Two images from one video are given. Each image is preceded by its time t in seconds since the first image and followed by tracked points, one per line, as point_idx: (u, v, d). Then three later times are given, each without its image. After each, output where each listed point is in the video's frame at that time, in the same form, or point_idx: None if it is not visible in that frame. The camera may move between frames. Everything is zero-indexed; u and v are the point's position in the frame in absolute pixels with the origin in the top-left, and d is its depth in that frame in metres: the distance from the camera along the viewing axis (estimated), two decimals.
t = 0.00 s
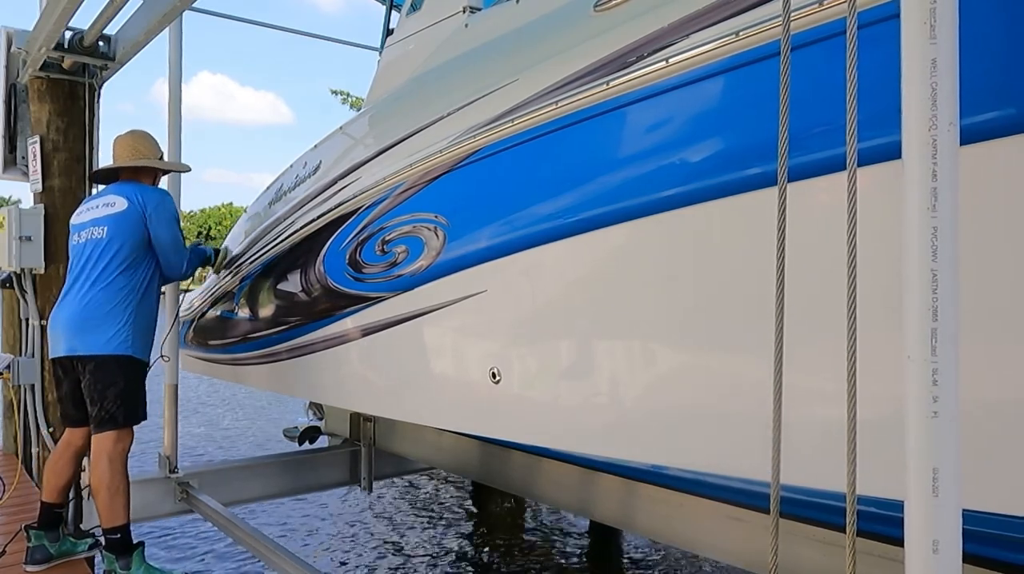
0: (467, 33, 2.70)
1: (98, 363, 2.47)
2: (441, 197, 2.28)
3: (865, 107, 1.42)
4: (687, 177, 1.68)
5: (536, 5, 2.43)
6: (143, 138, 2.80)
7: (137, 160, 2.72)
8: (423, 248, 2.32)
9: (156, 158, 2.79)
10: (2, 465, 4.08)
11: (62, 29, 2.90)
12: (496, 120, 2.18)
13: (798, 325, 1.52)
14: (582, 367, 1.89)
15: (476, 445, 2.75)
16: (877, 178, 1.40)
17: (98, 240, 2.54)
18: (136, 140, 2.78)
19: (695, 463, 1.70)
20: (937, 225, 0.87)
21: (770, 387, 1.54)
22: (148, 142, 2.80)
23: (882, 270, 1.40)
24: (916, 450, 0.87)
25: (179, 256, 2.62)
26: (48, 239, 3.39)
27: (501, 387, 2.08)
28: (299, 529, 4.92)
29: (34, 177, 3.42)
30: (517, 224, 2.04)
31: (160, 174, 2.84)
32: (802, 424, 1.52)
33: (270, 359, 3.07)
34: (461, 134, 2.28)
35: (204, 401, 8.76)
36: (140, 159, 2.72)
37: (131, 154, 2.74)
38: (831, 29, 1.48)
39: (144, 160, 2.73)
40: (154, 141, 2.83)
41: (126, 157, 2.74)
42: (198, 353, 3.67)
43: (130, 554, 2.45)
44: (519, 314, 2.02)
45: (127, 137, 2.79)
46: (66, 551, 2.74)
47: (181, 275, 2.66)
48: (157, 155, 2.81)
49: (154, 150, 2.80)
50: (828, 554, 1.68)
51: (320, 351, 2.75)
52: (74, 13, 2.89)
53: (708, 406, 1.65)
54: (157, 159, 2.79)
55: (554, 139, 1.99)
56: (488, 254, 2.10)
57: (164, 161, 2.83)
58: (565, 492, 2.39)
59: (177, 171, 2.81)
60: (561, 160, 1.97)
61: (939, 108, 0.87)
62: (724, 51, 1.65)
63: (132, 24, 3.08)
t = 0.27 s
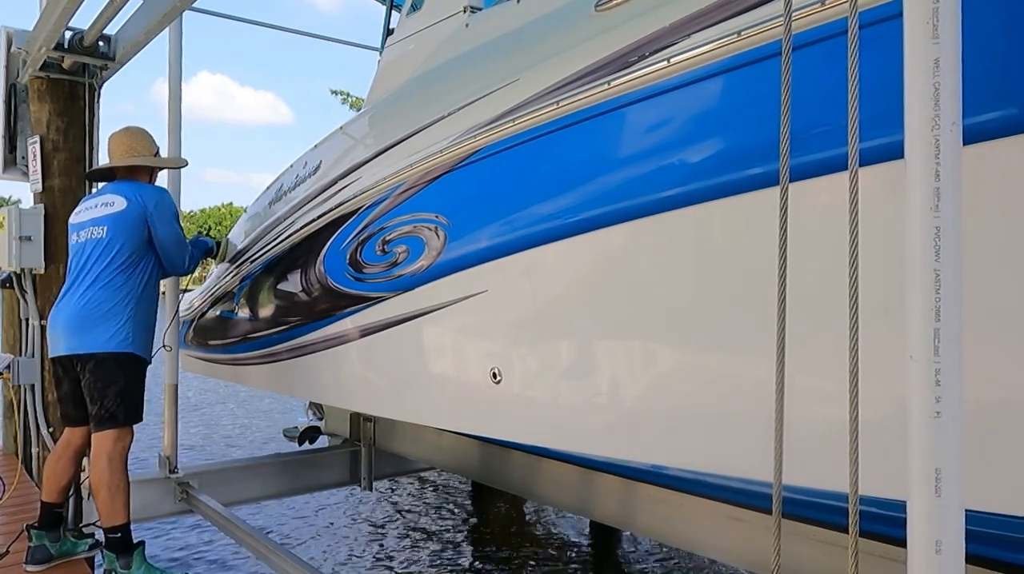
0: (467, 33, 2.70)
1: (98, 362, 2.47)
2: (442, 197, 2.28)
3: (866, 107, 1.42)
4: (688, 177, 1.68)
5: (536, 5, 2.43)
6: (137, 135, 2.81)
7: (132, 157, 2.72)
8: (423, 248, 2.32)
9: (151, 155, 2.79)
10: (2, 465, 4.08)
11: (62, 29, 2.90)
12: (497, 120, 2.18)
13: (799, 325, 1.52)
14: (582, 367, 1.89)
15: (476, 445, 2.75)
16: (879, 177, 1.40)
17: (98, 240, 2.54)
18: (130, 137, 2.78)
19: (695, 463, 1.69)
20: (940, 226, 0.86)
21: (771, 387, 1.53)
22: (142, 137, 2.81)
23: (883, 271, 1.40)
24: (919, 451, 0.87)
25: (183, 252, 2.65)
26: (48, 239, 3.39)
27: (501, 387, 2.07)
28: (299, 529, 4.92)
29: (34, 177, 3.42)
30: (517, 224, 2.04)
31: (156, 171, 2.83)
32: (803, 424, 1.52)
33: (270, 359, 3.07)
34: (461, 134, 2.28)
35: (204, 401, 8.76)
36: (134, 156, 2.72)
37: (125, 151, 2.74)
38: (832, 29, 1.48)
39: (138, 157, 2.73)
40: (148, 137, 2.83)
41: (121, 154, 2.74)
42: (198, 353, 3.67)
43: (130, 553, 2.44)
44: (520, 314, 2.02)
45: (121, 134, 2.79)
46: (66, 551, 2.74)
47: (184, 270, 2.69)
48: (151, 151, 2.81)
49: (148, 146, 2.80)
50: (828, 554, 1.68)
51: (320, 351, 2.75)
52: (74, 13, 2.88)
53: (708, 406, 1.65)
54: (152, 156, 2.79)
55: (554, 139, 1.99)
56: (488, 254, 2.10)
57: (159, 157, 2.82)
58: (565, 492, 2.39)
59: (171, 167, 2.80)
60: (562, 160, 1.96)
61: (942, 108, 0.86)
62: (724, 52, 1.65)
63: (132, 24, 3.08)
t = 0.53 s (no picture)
0: (467, 33, 2.70)
1: (99, 363, 2.47)
2: (442, 197, 2.28)
3: (868, 107, 1.42)
4: (688, 177, 1.68)
5: (537, 5, 2.43)
6: (138, 133, 2.80)
7: (133, 156, 2.72)
8: (424, 248, 2.31)
9: (152, 154, 2.79)
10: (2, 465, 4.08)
11: (62, 29, 2.90)
12: (497, 120, 2.18)
13: (800, 325, 1.52)
14: (582, 367, 1.89)
15: (476, 445, 2.75)
16: (881, 177, 1.40)
17: (96, 241, 2.54)
18: (131, 136, 2.78)
19: (695, 463, 1.69)
20: (942, 225, 0.86)
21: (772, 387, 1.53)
22: (143, 136, 2.80)
23: (884, 271, 1.40)
24: (921, 451, 0.87)
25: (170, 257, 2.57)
26: (48, 239, 3.39)
27: (502, 387, 2.07)
28: (299, 529, 4.92)
29: (34, 177, 3.42)
30: (517, 224, 2.04)
31: (158, 170, 2.83)
32: (804, 424, 1.52)
33: (270, 359, 3.06)
34: (461, 134, 2.28)
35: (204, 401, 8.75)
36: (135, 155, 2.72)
37: (127, 150, 2.74)
38: (833, 29, 1.48)
39: (139, 156, 2.73)
40: (149, 136, 2.83)
41: (123, 154, 2.75)
42: (198, 353, 3.67)
43: (131, 553, 2.44)
44: (520, 314, 2.02)
45: (122, 133, 2.79)
46: (66, 551, 2.74)
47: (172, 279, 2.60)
48: (153, 150, 2.80)
49: (149, 145, 2.80)
50: (829, 554, 1.68)
51: (320, 351, 2.74)
52: (74, 13, 2.88)
53: (708, 407, 1.65)
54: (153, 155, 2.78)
55: (554, 139, 1.99)
56: (488, 254, 2.10)
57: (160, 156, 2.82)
58: (565, 492, 2.39)
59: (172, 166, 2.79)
60: (562, 160, 1.96)
61: (944, 108, 0.86)
62: (725, 52, 1.65)
63: (132, 24, 3.08)
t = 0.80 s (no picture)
0: (467, 33, 2.70)
1: (99, 363, 2.47)
2: (442, 197, 2.28)
3: (869, 107, 1.42)
4: (688, 177, 1.68)
5: (537, 5, 2.43)
6: (139, 134, 2.80)
7: (134, 156, 2.72)
8: (424, 248, 2.31)
9: (153, 154, 2.78)
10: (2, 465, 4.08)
11: (62, 29, 2.90)
12: (497, 120, 2.18)
13: (800, 325, 1.52)
14: (582, 367, 1.89)
15: (476, 445, 2.75)
16: (882, 177, 1.40)
17: (95, 242, 2.54)
18: (133, 136, 2.78)
19: (695, 463, 1.69)
20: (943, 225, 0.86)
21: (772, 387, 1.53)
22: (144, 137, 2.80)
23: (884, 271, 1.40)
24: (922, 451, 0.87)
25: (157, 260, 2.53)
26: (48, 239, 3.38)
27: (502, 387, 2.07)
28: (299, 529, 4.92)
29: (34, 177, 3.42)
30: (517, 224, 2.04)
31: (160, 170, 2.83)
32: (805, 424, 1.52)
33: (270, 359, 3.06)
34: (462, 134, 2.28)
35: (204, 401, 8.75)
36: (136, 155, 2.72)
37: (128, 150, 2.74)
38: (834, 29, 1.48)
39: (141, 156, 2.73)
40: (151, 137, 2.83)
41: (125, 154, 2.74)
42: (198, 353, 3.66)
43: (130, 554, 2.44)
44: (520, 314, 2.02)
45: (124, 133, 2.79)
46: (66, 551, 2.74)
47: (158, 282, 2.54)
48: (154, 150, 2.80)
49: (150, 145, 2.79)
50: (829, 554, 1.68)
51: (320, 351, 2.74)
52: (74, 13, 2.88)
53: (708, 407, 1.65)
54: (155, 155, 2.78)
55: (554, 139, 1.99)
56: (488, 254, 2.10)
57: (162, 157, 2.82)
58: (565, 492, 2.39)
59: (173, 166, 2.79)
60: (562, 160, 1.96)
61: (945, 108, 0.86)
62: (725, 52, 1.65)
63: (133, 24, 3.08)
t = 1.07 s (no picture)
0: (467, 33, 2.70)
1: (97, 362, 2.47)
2: (442, 197, 2.28)
3: (868, 107, 1.42)
4: (687, 177, 1.68)
5: (537, 5, 2.43)
6: (139, 136, 2.80)
7: (133, 157, 2.72)
8: (424, 249, 2.31)
9: (152, 156, 2.78)
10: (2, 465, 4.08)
11: (62, 29, 2.90)
12: (497, 120, 2.18)
13: (800, 324, 1.52)
14: (582, 367, 1.89)
15: (476, 445, 2.75)
16: (882, 177, 1.40)
17: (95, 241, 2.54)
18: (132, 138, 2.78)
19: (696, 463, 1.69)
20: (942, 225, 0.86)
21: (773, 387, 1.53)
22: (144, 138, 2.80)
23: (884, 271, 1.40)
24: (921, 451, 0.87)
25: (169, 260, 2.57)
26: (48, 239, 3.38)
27: (502, 387, 2.07)
28: (299, 529, 4.92)
29: (34, 177, 3.42)
30: (517, 224, 2.04)
31: (158, 172, 2.83)
32: (805, 424, 1.52)
33: (270, 359, 3.06)
34: (462, 134, 2.28)
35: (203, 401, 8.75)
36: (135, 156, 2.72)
37: (126, 152, 2.74)
38: (834, 29, 1.48)
39: (139, 157, 2.73)
40: (150, 138, 2.83)
41: (123, 156, 2.74)
42: (198, 353, 3.66)
43: (131, 554, 2.44)
44: (520, 314, 2.02)
45: (123, 135, 2.79)
46: (66, 551, 2.74)
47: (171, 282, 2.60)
48: (153, 152, 2.80)
49: (149, 147, 2.79)
50: (829, 554, 1.68)
51: (320, 351, 2.74)
52: (74, 13, 2.88)
53: (708, 406, 1.65)
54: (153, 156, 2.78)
55: (554, 139, 1.99)
56: (488, 254, 2.10)
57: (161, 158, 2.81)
58: (565, 492, 2.39)
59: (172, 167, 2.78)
60: (562, 160, 1.96)
61: (944, 108, 0.87)
62: (725, 52, 1.65)
63: (132, 24, 3.08)
